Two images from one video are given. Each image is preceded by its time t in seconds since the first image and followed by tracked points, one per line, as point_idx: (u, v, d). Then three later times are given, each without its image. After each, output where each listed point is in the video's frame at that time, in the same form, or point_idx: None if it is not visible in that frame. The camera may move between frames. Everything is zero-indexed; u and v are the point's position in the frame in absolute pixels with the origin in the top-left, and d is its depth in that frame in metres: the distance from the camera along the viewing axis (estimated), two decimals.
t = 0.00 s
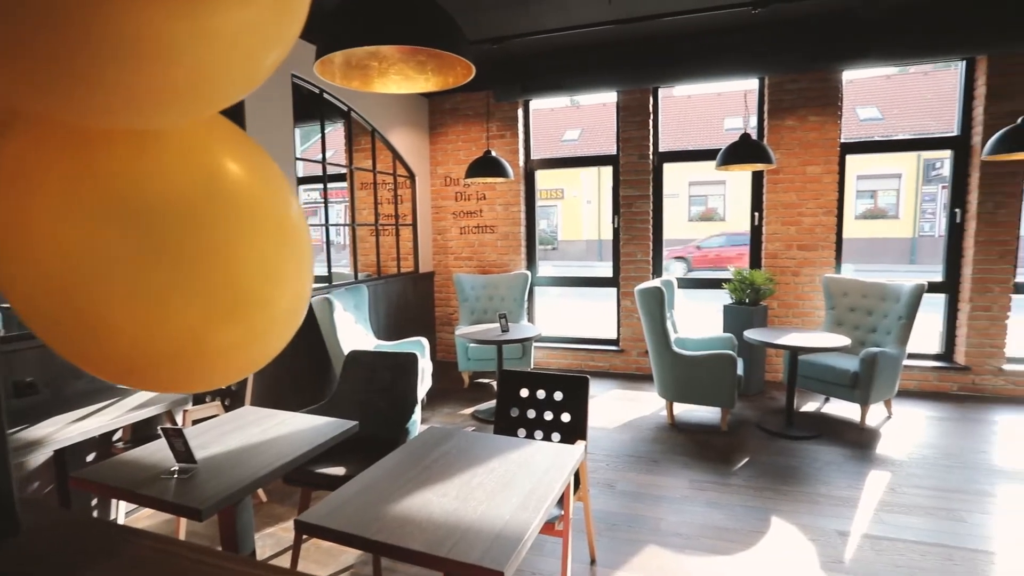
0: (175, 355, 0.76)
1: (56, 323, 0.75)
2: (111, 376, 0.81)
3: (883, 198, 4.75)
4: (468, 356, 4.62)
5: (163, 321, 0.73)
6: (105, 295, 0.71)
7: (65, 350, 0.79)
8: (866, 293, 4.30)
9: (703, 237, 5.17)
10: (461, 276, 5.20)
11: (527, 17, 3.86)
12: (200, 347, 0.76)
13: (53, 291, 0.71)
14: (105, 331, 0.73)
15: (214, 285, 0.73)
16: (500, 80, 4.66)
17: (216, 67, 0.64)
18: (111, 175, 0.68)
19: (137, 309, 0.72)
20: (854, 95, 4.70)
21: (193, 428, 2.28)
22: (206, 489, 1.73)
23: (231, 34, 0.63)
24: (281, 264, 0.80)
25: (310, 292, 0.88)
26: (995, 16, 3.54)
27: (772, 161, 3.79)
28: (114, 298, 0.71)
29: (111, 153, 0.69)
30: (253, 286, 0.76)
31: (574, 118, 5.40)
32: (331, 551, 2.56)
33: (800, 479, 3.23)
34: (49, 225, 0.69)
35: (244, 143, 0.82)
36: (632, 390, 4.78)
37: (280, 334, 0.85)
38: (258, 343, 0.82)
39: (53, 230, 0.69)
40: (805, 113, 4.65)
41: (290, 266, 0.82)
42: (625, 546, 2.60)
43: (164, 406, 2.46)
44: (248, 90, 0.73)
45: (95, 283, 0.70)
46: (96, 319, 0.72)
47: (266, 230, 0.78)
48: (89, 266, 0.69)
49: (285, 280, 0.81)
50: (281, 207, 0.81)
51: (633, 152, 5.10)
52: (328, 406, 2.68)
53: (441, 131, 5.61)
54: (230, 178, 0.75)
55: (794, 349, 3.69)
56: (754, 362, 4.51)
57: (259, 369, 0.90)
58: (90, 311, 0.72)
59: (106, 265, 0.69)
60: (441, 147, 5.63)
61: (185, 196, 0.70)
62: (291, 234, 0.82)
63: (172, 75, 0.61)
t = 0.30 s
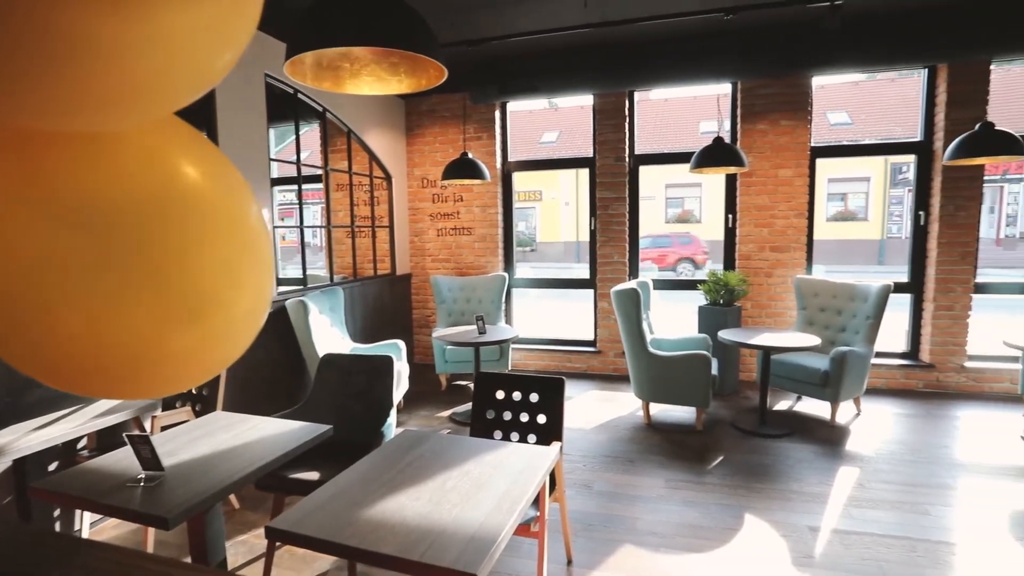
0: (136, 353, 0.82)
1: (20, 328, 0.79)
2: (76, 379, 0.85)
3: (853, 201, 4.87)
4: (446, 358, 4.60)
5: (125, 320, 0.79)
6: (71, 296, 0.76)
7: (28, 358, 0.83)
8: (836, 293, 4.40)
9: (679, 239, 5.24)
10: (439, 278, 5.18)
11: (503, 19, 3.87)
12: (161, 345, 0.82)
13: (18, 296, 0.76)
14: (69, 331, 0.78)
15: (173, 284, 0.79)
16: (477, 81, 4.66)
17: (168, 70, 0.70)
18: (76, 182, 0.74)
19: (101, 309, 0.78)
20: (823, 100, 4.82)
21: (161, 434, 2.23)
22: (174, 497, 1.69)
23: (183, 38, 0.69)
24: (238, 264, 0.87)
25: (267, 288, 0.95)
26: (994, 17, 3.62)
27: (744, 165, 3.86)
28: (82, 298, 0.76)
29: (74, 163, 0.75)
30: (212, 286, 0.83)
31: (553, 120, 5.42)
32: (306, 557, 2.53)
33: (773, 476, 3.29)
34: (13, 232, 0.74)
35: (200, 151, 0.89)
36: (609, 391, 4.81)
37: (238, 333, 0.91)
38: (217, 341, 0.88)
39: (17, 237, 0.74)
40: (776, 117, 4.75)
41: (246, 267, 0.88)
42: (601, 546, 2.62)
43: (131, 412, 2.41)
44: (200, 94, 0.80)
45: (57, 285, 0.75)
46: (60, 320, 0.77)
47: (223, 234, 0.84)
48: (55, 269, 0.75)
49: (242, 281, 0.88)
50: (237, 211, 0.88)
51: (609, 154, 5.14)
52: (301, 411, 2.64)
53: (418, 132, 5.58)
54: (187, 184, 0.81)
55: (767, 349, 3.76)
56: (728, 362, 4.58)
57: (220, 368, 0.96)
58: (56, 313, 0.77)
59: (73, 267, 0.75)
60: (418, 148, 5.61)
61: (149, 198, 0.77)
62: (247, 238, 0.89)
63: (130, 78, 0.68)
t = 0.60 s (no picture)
0: (90, 360, 0.81)
1: None
2: (29, 389, 0.83)
3: (823, 203, 4.98)
4: (422, 361, 4.58)
5: (74, 326, 0.78)
6: (21, 304, 0.75)
7: None
8: (806, 294, 4.50)
9: (654, 240, 5.30)
10: (415, 281, 5.15)
11: (479, 22, 3.87)
12: (113, 352, 0.81)
13: None
14: (19, 338, 0.77)
15: (128, 289, 0.79)
16: (454, 83, 4.66)
17: (112, 66, 0.71)
18: (25, 185, 0.73)
19: (49, 315, 0.76)
20: (792, 105, 4.93)
21: (127, 441, 2.18)
22: (139, 506, 1.65)
23: (126, 36, 0.70)
24: (195, 270, 0.86)
25: (228, 293, 0.95)
26: (962, 25, 3.75)
27: (716, 168, 3.92)
28: (32, 306, 0.75)
29: (21, 166, 0.74)
30: (166, 291, 0.82)
31: (530, 122, 5.45)
32: (279, 564, 2.49)
33: (746, 474, 3.35)
34: None
35: (158, 153, 0.89)
36: (586, 392, 4.84)
37: (196, 339, 0.90)
38: (173, 348, 0.87)
39: None
40: (748, 121, 4.84)
41: (204, 272, 0.88)
42: (577, 546, 2.64)
43: (97, 419, 2.33)
44: (153, 93, 0.81)
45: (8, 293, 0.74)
46: (11, 328, 0.76)
47: (179, 238, 0.84)
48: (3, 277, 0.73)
49: (200, 286, 0.87)
50: (195, 215, 0.88)
51: (585, 157, 5.18)
52: (274, 415, 2.60)
53: (394, 134, 5.55)
54: (141, 187, 0.81)
55: (740, 349, 3.82)
56: (703, 362, 4.65)
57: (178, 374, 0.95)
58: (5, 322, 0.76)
59: (23, 274, 0.74)
60: (394, 150, 5.57)
61: (100, 203, 0.77)
62: (206, 243, 0.89)
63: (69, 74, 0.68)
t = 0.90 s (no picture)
0: (47, 366, 0.80)
1: None
2: None
3: (793, 206, 5.10)
4: (397, 363, 4.55)
5: (30, 332, 0.77)
6: None
7: None
8: (775, 294, 4.60)
9: (629, 242, 5.35)
10: (389, 283, 5.12)
11: (453, 24, 3.87)
12: (70, 359, 0.80)
13: None
14: None
15: (90, 292, 0.79)
16: (428, 85, 4.65)
17: (66, 67, 0.72)
18: None
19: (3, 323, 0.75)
20: (761, 110, 5.05)
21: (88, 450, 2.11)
22: (100, 516, 1.60)
23: (86, 37, 0.72)
24: (149, 276, 0.86)
25: (185, 295, 0.95)
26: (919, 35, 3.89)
27: (687, 170, 3.98)
28: None
29: None
30: (126, 296, 0.82)
31: (506, 123, 5.46)
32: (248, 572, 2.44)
33: (718, 472, 3.41)
34: None
35: (107, 154, 0.88)
36: (561, 393, 4.87)
37: (149, 345, 0.90)
38: (132, 350, 0.87)
39: None
40: (718, 125, 4.93)
41: (159, 278, 0.87)
42: (552, 547, 2.65)
43: (55, 428, 2.26)
44: (102, 97, 0.82)
45: None
46: None
47: (138, 241, 0.84)
48: None
49: (154, 293, 0.87)
50: (148, 220, 0.87)
51: (559, 159, 5.21)
52: (243, 421, 2.56)
53: (368, 135, 5.51)
54: (92, 191, 0.80)
55: (711, 349, 3.89)
56: (675, 362, 4.72)
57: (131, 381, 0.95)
58: None
59: None
60: (368, 151, 5.53)
61: (57, 207, 0.76)
62: (162, 249, 0.88)
63: (15, 73, 0.68)
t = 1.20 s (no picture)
0: None
1: None
2: None
3: (761, 207, 5.21)
4: (368, 365, 4.50)
5: None
6: None
7: None
8: (742, 293, 4.69)
9: (601, 242, 5.40)
10: (360, 283, 5.07)
11: (424, 25, 3.85)
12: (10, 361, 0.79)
13: None
14: None
15: (33, 294, 0.78)
16: (398, 84, 4.62)
17: None
18: None
19: None
20: (728, 113, 5.15)
21: (41, 459, 2.04)
22: (52, 527, 1.55)
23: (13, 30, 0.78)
24: (96, 279, 0.85)
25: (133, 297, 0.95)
26: (878, 42, 4.03)
27: (657, 171, 4.04)
28: None
29: None
30: (70, 298, 0.82)
31: (479, 124, 5.45)
32: None
33: (688, 468, 3.46)
34: None
35: (52, 153, 0.85)
36: (535, 393, 4.88)
37: (93, 347, 0.89)
38: (76, 351, 0.86)
39: None
40: (688, 127, 5.01)
41: (107, 281, 0.87)
42: (524, 546, 2.66)
43: (5, 436, 2.17)
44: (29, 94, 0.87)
45: None
46: None
47: (86, 245, 0.83)
48: None
49: (101, 295, 0.86)
50: (97, 222, 0.86)
51: (531, 160, 5.23)
52: (208, 426, 2.50)
53: (339, 134, 5.44)
54: (37, 194, 0.78)
55: (681, 348, 3.95)
56: (647, 360, 4.77)
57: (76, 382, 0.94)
58: None
59: None
60: (338, 151, 5.46)
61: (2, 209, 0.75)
62: (110, 252, 0.88)
63: None
